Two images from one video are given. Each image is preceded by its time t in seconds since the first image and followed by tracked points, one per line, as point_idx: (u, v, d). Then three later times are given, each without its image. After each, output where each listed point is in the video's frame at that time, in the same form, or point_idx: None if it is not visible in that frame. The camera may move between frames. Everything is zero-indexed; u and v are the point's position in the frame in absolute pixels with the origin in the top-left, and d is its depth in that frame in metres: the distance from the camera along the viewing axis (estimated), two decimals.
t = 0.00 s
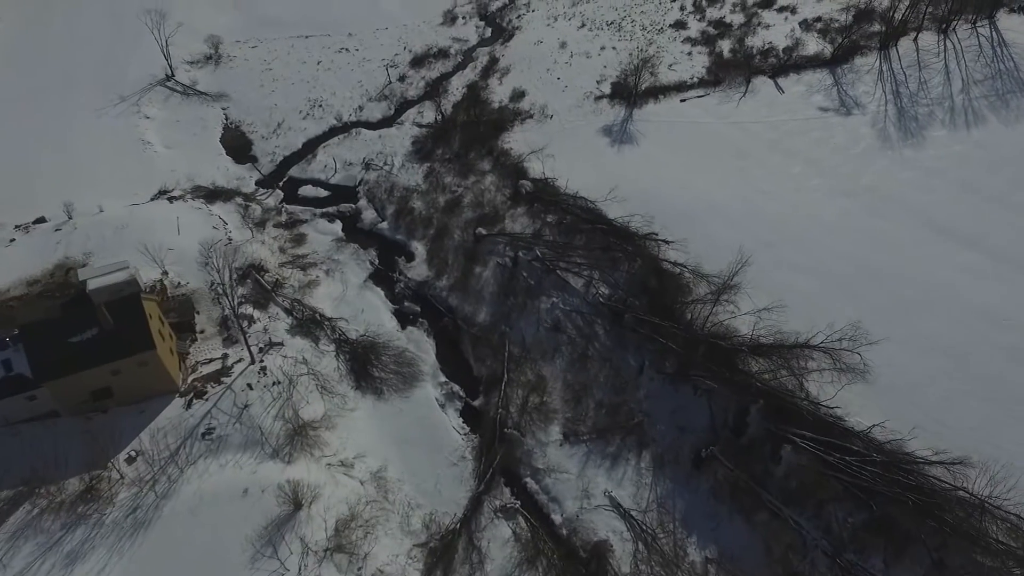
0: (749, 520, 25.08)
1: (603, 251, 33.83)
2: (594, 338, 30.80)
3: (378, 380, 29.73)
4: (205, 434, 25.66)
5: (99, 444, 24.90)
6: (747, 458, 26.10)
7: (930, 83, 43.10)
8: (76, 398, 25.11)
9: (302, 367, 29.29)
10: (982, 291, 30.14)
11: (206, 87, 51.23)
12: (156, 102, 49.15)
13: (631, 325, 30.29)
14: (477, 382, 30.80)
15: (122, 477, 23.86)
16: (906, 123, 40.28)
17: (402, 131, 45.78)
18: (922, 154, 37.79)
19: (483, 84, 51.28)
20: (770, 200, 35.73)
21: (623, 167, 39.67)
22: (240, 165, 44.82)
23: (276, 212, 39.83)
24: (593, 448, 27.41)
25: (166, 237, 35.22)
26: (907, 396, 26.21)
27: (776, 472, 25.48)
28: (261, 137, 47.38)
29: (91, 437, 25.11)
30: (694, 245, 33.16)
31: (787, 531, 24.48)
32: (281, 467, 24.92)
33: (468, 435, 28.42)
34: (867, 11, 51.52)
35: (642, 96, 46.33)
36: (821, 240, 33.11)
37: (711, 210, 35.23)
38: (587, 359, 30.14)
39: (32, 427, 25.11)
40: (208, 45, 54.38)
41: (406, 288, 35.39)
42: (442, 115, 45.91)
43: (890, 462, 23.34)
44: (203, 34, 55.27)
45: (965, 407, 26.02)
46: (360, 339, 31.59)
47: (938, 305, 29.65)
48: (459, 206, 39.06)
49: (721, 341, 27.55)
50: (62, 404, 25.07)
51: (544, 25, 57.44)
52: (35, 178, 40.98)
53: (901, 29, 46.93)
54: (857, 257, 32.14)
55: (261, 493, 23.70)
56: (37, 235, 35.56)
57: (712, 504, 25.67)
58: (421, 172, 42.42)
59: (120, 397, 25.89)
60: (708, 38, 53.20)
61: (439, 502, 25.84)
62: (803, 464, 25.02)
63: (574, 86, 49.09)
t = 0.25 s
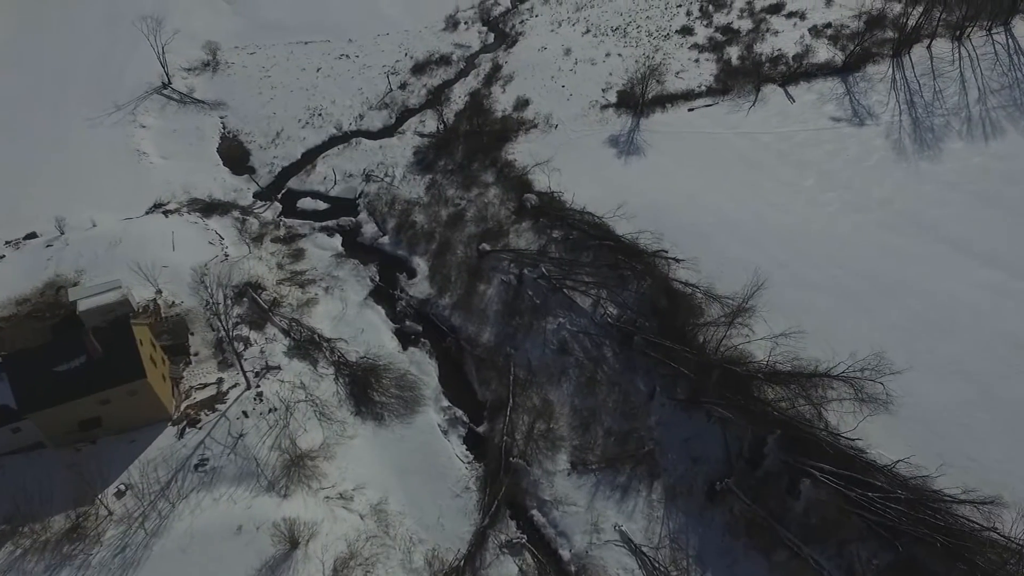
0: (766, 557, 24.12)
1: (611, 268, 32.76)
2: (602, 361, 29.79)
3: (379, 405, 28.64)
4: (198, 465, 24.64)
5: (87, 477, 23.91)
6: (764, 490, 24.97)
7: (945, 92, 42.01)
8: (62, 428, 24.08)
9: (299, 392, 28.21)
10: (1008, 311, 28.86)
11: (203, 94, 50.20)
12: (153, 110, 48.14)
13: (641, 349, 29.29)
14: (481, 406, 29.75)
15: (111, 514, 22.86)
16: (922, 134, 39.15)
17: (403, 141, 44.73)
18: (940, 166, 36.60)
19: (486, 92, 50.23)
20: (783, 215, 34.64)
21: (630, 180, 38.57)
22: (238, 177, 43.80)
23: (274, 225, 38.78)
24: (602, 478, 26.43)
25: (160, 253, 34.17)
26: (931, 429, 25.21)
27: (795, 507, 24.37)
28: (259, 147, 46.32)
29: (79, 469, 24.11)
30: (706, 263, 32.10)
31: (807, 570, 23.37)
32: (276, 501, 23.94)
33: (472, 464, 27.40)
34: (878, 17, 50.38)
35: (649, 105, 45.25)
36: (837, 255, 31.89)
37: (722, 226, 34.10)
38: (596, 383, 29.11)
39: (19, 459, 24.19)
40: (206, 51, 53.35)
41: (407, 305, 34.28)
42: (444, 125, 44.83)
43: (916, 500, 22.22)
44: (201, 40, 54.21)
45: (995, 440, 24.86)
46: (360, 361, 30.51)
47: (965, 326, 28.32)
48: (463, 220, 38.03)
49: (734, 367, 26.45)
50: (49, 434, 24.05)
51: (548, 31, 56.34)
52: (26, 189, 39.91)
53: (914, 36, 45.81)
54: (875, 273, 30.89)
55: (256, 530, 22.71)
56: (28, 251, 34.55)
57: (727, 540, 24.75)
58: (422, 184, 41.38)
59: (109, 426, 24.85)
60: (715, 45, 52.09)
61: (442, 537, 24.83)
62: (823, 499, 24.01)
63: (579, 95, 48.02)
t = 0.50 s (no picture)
0: None
1: (619, 287, 31.72)
2: (611, 386, 28.67)
3: (380, 433, 27.52)
4: (189, 500, 23.67)
5: (74, 515, 22.90)
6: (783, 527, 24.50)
7: (961, 102, 40.90)
8: (48, 463, 23.00)
9: (297, 420, 27.17)
10: None
11: (200, 103, 49.11)
12: (148, 120, 47.07)
13: (652, 375, 28.24)
14: (485, 434, 28.66)
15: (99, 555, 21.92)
16: (938, 147, 38.12)
17: (404, 151, 43.53)
18: (956, 182, 35.70)
19: (489, 101, 49.09)
20: (796, 233, 33.77)
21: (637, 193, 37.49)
22: (235, 189, 42.69)
23: (271, 240, 37.70)
24: (611, 511, 25.26)
25: (153, 271, 33.03)
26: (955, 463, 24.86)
27: (816, 545, 23.95)
28: (256, 157, 45.23)
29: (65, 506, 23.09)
30: (718, 283, 31.17)
31: None
32: (271, 539, 22.87)
33: (476, 496, 26.38)
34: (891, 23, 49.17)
35: (656, 115, 44.10)
36: (854, 277, 31.14)
37: (734, 244, 33.16)
38: (604, 410, 28.00)
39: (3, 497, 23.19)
40: (203, 58, 52.20)
41: (408, 325, 33.20)
42: (446, 134, 43.66)
43: (945, 543, 21.84)
44: (198, 47, 53.05)
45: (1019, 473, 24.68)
46: (360, 386, 29.40)
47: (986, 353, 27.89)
48: (465, 235, 36.90)
49: (750, 396, 25.63)
50: (33, 469, 23.00)
51: (552, 37, 55.12)
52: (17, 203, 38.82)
53: (928, 44, 44.66)
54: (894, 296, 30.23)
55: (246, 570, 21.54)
56: (17, 268, 33.47)
57: None
58: (424, 197, 40.26)
59: (97, 459, 23.77)
60: (723, 52, 50.92)
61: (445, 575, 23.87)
62: (844, 537, 23.71)
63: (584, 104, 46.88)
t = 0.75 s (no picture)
0: None
1: (627, 309, 30.65)
2: (620, 414, 27.60)
3: (379, 463, 26.41)
4: (179, 539, 22.71)
5: (60, 556, 21.92)
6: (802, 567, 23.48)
7: (977, 113, 39.85)
8: (31, 502, 21.97)
9: (293, 452, 26.16)
10: None
11: (196, 112, 48.01)
12: (143, 130, 46.01)
13: (663, 403, 27.21)
14: (489, 464, 27.69)
15: None
16: (954, 160, 37.02)
17: (404, 162, 42.32)
18: (974, 198, 34.69)
19: (492, 110, 47.97)
20: (811, 250, 32.54)
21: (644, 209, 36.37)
22: (231, 202, 41.61)
23: (268, 257, 36.61)
24: (621, 549, 24.35)
25: (145, 291, 31.96)
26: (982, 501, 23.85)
27: None
28: (254, 169, 44.17)
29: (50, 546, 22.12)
30: (731, 306, 30.03)
31: None
32: None
33: (480, 532, 25.48)
34: (903, 30, 48.00)
35: (664, 126, 42.93)
36: (872, 298, 29.99)
37: (746, 262, 32.00)
38: (613, 439, 26.92)
39: None
40: (199, 65, 51.03)
41: (409, 347, 32.16)
42: (448, 145, 42.51)
43: None
44: (195, 54, 51.90)
45: None
46: (358, 413, 28.34)
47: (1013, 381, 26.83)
48: (468, 251, 35.78)
49: (766, 428, 24.68)
50: (15, 508, 21.96)
51: (555, 43, 53.90)
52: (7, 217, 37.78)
53: (942, 52, 43.49)
54: (915, 319, 29.06)
55: None
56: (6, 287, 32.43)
57: None
58: (425, 211, 39.16)
59: (82, 497, 22.72)
60: (730, 60, 49.76)
61: None
62: None
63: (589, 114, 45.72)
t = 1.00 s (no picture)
0: None
1: (635, 331, 29.58)
2: (628, 444, 26.56)
3: (377, 496, 25.27)
4: None
5: None
6: None
7: (994, 125, 38.94)
8: (13, 545, 20.99)
9: (288, 485, 25.11)
10: None
11: (191, 121, 46.78)
12: (138, 140, 44.90)
13: (674, 435, 26.35)
14: (493, 498, 26.59)
15: None
16: (972, 174, 36.02)
17: (404, 174, 41.05)
18: (993, 214, 33.85)
19: (493, 120, 46.84)
20: (826, 269, 31.45)
21: (651, 225, 35.24)
22: (226, 216, 40.50)
23: (264, 274, 35.49)
24: None
25: (135, 312, 30.83)
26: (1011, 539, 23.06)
27: None
28: (249, 182, 42.96)
29: None
30: (744, 328, 28.93)
31: None
32: None
33: (483, 569, 24.61)
34: (915, 39, 46.86)
35: (671, 137, 41.69)
36: (892, 321, 28.91)
37: (759, 282, 30.87)
38: (622, 472, 25.96)
39: None
40: (195, 72, 49.85)
41: (409, 370, 31.05)
42: (449, 158, 41.38)
43: None
44: (191, 61, 50.77)
45: None
46: (355, 442, 27.23)
47: None
48: (470, 269, 34.66)
49: (782, 463, 24.29)
50: None
51: (559, 50, 52.65)
52: None
53: (956, 61, 42.31)
54: (935, 343, 28.15)
55: None
56: None
57: None
58: (426, 226, 38.04)
59: (67, 538, 21.68)
60: (738, 68, 48.61)
61: None
62: None
63: (593, 125, 44.77)
